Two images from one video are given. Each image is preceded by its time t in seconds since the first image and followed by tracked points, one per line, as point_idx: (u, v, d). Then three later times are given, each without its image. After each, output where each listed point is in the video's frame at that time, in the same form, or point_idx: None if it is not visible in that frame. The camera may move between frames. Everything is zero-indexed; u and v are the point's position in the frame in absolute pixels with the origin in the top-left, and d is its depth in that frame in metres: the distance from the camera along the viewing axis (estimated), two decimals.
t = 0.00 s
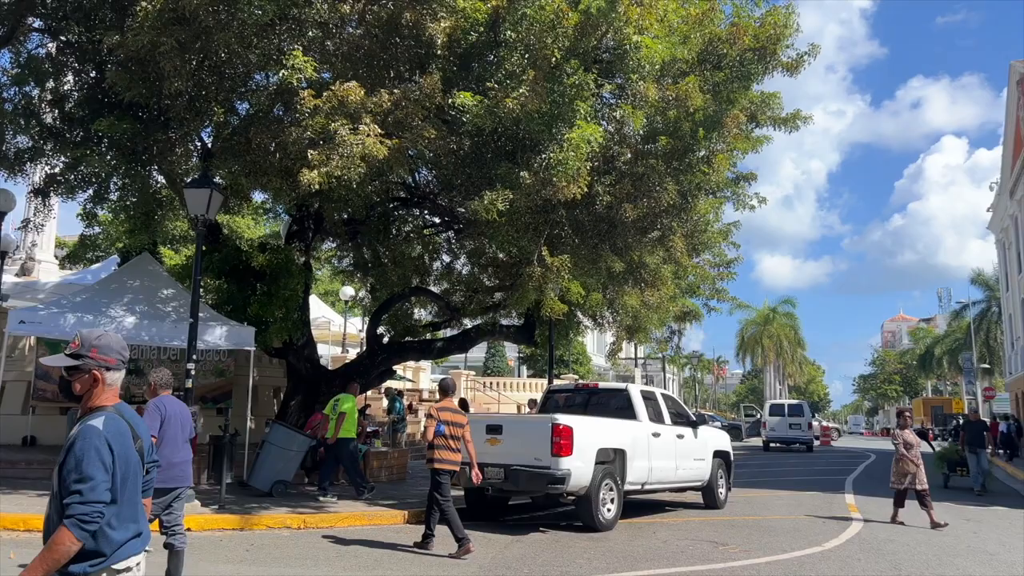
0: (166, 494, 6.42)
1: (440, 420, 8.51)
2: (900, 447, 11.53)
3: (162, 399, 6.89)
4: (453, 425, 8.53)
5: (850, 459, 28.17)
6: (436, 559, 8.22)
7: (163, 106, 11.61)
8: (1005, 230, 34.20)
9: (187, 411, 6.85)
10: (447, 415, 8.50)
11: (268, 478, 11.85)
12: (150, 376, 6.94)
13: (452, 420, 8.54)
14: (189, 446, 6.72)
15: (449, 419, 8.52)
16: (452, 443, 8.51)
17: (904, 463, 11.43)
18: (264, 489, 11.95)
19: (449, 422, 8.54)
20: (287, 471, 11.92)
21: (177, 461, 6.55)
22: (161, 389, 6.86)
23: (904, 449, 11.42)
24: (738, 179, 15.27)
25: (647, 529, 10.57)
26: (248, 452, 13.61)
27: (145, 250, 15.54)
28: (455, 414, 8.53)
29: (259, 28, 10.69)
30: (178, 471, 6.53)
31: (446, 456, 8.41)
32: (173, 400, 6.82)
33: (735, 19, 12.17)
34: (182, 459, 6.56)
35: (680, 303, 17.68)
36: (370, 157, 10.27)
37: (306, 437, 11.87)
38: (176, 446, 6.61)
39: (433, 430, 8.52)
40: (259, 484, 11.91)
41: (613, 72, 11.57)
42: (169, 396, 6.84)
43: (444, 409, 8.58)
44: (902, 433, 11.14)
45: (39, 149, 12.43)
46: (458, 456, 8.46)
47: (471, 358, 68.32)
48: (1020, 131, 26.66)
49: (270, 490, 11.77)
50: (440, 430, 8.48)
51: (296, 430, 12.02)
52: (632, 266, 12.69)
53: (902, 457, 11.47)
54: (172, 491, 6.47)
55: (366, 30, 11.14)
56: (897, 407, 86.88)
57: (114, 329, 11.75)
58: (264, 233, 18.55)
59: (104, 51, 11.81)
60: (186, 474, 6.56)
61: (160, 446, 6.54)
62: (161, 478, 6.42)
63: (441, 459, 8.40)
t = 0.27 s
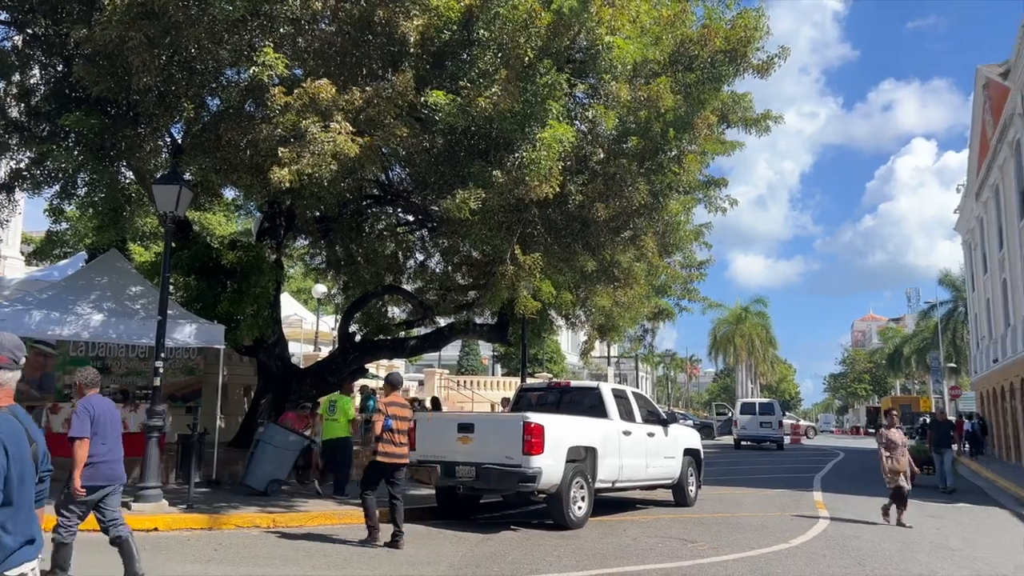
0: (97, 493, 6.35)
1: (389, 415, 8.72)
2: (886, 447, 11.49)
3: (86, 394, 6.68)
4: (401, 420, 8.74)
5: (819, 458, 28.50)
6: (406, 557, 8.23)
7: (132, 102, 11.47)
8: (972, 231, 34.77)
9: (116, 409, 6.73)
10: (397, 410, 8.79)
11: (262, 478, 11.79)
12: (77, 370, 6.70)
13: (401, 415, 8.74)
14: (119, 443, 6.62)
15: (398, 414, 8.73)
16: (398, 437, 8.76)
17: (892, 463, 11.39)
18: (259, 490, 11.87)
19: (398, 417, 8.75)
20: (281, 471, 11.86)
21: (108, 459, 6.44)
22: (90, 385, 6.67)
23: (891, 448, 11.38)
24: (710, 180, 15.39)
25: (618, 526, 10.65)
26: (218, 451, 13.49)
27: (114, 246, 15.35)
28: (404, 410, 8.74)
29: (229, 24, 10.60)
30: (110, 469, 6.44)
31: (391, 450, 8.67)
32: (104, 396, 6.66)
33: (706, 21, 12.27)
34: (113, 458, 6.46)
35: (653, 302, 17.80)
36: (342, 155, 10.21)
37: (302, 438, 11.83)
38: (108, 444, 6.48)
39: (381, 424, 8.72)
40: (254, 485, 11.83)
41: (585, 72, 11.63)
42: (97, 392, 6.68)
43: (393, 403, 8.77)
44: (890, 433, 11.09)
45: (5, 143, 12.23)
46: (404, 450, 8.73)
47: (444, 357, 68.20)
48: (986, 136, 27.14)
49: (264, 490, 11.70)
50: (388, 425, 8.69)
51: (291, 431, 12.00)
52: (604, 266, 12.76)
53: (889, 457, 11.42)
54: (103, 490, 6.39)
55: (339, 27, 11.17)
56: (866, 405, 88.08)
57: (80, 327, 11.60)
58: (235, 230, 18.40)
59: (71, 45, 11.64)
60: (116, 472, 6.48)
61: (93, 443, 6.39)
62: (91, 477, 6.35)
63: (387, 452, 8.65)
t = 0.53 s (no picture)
0: (45, 489, 6.46)
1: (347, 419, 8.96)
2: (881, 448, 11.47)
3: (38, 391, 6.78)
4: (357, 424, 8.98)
5: (798, 456, 28.74)
6: (387, 556, 8.24)
7: (110, 99, 11.37)
8: (949, 232, 35.13)
9: (66, 404, 6.79)
10: (353, 412, 9.02)
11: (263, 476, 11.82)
12: (24, 367, 6.77)
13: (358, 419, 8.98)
14: (68, 440, 6.73)
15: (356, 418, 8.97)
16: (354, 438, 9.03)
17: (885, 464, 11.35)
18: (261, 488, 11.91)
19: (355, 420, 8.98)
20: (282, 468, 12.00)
21: (54, 455, 6.54)
22: (39, 382, 6.75)
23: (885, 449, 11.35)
24: (691, 180, 15.48)
25: (598, 524, 10.71)
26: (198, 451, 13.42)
27: (92, 245, 15.21)
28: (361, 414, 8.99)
29: (210, 22, 10.54)
30: (56, 465, 6.55)
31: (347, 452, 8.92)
32: (53, 392, 6.74)
33: (687, 23, 12.33)
34: (59, 454, 6.57)
35: (634, 302, 17.88)
36: (322, 154, 10.18)
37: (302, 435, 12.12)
38: (54, 441, 6.57)
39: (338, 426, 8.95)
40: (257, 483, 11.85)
41: (567, 73, 11.66)
42: (46, 389, 6.76)
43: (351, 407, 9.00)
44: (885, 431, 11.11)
45: None
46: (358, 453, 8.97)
47: (427, 356, 68.08)
48: (963, 138, 27.46)
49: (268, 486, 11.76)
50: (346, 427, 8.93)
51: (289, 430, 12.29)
52: (585, 266, 12.81)
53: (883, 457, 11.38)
54: (50, 485, 6.50)
55: (320, 25, 11.06)
56: (845, 404, 88.83)
57: (58, 326, 11.51)
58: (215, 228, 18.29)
59: (49, 41, 11.52)
60: (64, 467, 6.60)
61: (37, 441, 6.50)
62: (39, 474, 6.45)
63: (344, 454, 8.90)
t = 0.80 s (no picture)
0: None
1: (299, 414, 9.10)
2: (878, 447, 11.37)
3: None
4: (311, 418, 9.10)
5: (781, 454, 28.92)
6: (370, 556, 8.23)
7: (91, 97, 11.28)
8: (929, 231, 35.45)
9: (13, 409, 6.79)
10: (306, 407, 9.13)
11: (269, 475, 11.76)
12: None
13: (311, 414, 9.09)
14: (14, 444, 6.73)
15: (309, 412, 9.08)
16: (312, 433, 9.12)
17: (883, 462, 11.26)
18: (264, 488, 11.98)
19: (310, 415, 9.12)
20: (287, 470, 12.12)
21: (2, 459, 6.56)
22: None
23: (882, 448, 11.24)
24: (674, 180, 15.55)
25: (582, 523, 10.74)
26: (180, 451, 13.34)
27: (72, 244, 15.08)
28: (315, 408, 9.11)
29: (191, 20, 10.48)
30: (4, 469, 6.56)
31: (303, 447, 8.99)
32: None
33: (669, 23, 12.38)
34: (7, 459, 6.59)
35: (618, 301, 17.94)
36: (304, 154, 10.15)
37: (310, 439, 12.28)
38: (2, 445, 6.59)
39: (292, 422, 9.10)
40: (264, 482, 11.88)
41: (550, 72, 11.70)
42: None
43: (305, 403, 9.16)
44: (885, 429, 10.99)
45: None
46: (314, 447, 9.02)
47: (412, 356, 67.95)
48: (943, 139, 27.73)
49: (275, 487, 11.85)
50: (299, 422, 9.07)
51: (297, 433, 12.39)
52: (568, 265, 12.84)
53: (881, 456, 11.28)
54: None
55: (303, 24, 11.07)
56: (828, 403, 89.44)
57: (38, 326, 11.43)
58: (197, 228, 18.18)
59: (28, 39, 11.41)
60: (12, 471, 6.61)
61: None
62: None
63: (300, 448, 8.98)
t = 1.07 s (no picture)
0: None
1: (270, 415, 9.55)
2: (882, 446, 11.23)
3: None
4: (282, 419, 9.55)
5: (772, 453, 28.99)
6: (361, 556, 8.24)
7: (78, 98, 11.22)
8: (918, 230, 35.62)
9: None
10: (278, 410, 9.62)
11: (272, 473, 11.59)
12: None
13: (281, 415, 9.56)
14: None
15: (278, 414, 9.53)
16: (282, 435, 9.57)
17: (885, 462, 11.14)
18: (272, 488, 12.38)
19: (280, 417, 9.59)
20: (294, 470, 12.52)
21: None
22: None
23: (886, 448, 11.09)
24: (664, 179, 15.59)
25: (573, 522, 10.76)
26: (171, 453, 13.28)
27: (60, 246, 15.01)
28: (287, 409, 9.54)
29: (179, 20, 10.43)
30: None
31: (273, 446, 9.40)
32: None
33: (658, 23, 12.42)
34: None
35: (608, 301, 17.97)
36: (293, 154, 10.13)
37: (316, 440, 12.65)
38: None
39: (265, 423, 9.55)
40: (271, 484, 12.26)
41: (540, 72, 11.73)
42: None
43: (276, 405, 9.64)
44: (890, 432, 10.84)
45: None
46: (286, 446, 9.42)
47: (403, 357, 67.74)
48: (930, 138, 27.90)
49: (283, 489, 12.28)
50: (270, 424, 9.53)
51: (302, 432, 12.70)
52: (558, 265, 12.88)
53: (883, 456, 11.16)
54: None
55: (292, 24, 11.00)
56: (818, 401, 89.78)
57: (25, 328, 11.39)
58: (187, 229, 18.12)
59: (15, 40, 11.35)
60: None
61: None
62: None
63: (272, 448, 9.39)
